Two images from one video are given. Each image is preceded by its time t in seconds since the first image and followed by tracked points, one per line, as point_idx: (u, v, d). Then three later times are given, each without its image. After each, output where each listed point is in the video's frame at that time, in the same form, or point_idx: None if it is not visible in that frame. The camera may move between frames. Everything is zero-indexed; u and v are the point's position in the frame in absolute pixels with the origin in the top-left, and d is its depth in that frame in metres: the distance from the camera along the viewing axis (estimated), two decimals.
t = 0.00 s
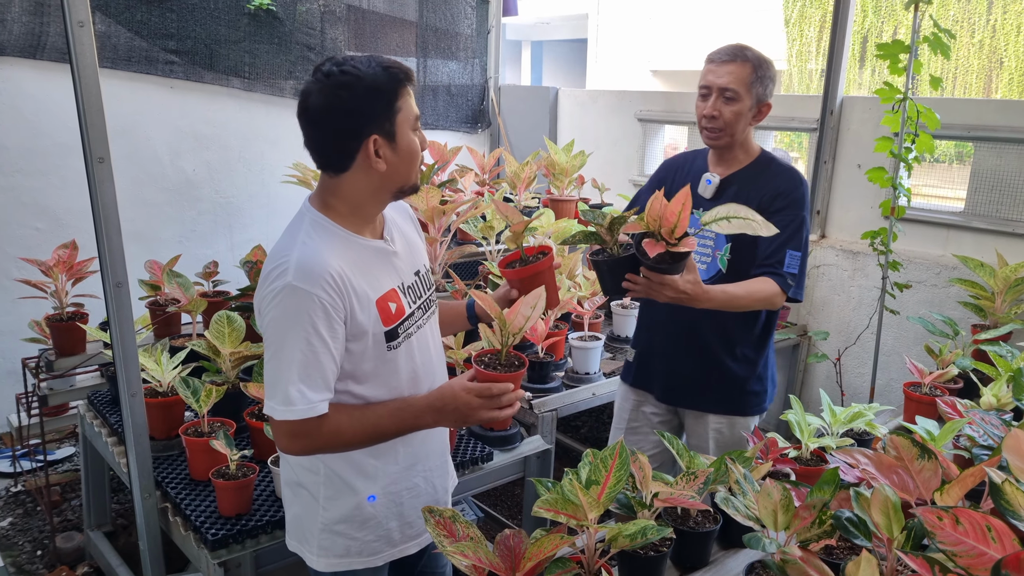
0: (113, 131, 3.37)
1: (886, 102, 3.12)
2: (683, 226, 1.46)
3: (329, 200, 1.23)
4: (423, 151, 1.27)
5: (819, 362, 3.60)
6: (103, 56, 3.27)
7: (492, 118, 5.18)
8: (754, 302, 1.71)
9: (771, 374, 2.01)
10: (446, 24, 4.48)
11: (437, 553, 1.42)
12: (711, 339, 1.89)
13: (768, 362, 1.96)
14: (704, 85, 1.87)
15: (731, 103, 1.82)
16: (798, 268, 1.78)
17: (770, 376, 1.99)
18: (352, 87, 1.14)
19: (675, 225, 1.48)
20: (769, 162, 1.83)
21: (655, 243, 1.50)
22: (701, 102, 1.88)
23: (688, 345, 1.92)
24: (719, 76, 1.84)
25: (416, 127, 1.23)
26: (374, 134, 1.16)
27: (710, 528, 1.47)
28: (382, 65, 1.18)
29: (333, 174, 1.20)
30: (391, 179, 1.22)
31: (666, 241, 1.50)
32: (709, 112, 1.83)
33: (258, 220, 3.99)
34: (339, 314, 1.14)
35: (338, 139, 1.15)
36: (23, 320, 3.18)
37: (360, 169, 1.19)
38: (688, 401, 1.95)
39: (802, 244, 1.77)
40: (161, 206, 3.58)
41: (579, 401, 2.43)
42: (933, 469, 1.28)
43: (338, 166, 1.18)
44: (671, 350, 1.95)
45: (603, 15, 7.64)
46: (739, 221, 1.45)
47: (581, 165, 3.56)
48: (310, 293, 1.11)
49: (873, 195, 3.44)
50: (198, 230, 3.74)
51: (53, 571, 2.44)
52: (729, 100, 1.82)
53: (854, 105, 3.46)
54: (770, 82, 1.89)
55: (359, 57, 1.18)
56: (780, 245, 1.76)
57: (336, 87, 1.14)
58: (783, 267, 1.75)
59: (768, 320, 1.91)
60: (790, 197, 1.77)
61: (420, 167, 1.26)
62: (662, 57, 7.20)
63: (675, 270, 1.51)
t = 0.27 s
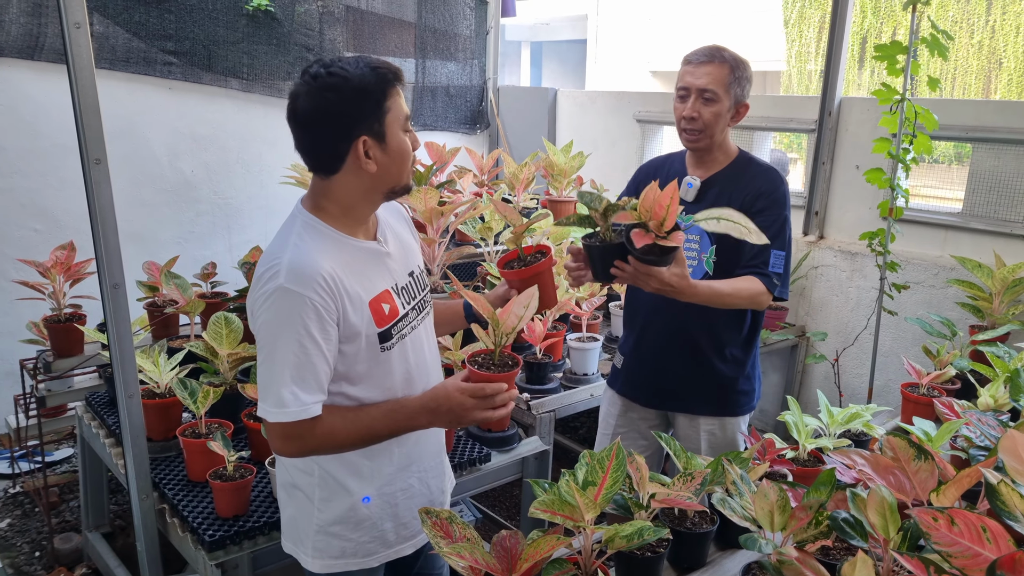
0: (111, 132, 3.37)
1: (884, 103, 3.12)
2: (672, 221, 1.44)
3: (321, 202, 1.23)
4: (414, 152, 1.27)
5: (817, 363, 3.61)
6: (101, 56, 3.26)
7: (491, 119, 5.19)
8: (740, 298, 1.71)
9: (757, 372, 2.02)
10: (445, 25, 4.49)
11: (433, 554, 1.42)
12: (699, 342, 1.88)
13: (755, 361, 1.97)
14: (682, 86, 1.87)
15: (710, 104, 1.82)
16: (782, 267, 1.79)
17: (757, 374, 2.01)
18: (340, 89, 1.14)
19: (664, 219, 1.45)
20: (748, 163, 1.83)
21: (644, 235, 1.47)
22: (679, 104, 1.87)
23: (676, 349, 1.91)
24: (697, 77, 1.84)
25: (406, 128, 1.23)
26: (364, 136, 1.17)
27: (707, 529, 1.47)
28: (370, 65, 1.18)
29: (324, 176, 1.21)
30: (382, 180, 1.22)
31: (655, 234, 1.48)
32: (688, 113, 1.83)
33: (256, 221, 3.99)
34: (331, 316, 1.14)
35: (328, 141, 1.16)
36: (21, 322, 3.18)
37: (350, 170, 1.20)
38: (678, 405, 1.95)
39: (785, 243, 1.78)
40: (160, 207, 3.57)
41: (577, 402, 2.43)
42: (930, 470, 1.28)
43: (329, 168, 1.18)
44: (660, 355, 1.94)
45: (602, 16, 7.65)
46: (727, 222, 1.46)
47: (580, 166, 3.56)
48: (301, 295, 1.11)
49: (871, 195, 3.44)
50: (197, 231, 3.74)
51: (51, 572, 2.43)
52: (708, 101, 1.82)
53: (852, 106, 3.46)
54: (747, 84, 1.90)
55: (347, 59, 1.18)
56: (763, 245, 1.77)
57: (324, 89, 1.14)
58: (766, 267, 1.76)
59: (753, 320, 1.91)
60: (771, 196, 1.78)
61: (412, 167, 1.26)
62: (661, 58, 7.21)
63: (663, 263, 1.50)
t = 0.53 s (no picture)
0: (110, 131, 3.37)
1: (883, 103, 3.12)
2: (647, 201, 1.45)
3: (315, 199, 1.23)
4: (410, 150, 1.27)
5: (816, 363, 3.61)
6: (99, 56, 3.26)
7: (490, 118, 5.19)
8: (725, 295, 1.69)
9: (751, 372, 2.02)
10: (444, 25, 4.50)
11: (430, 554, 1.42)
12: (692, 342, 1.88)
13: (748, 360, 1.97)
14: (672, 86, 1.86)
15: (701, 104, 1.81)
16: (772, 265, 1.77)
17: (751, 374, 2.00)
18: (334, 86, 1.14)
19: (640, 201, 1.46)
20: (739, 162, 1.84)
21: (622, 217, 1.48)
22: (670, 104, 1.86)
23: (669, 349, 1.91)
24: (686, 77, 1.83)
25: (402, 126, 1.23)
26: (357, 133, 1.16)
27: (705, 528, 1.47)
28: (365, 63, 1.18)
29: (318, 174, 1.20)
30: (376, 178, 1.22)
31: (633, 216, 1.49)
32: (678, 113, 1.82)
33: (256, 221, 3.99)
34: (324, 314, 1.14)
35: (322, 138, 1.15)
36: (19, 321, 3.18)
37: (345, 168, 1.19)
38: (672, 405, 1.94)
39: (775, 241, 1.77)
40: (159, 206, 3.57)
41: (575, 402, 2.43)
42: (928, 470, 1.28)
43: (323, 165, 1.18)
44: (653, 355, 1.94)
45: (602, 16, 7.65)
46: (703, 211, 1.38)
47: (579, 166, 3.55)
48: (293, 293, 1.10)
49: (870, 195, 3.44)
50: (196, 230, 3.74)
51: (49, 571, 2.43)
52: (698, 101, 1.81)
53: (851, 106, 3.46)
54: (738, 83, 1.88)
55: (342, 56, 1.18)
56: (752, 241, 1.76)
57: (318, 86, 1.14)
58: (755, 265, 1.75)
59: (746, 319, 1.91)
60: (762, 192, 1.78)
61: (407, 165, 1.25)
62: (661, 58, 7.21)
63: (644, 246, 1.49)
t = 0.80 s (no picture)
0: (110, 130, 3.36)
1: (884, 104, 3.12)
2: (650, 201, 1.43)
3: (312, 200, 1.22)
4: (408, 151, 1.26)
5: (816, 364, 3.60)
6: (98, 55, 3.25)
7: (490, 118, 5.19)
8: (733, 299, 1.68)
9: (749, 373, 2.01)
10: (444, 25, 4.50)
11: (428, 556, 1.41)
12: (689, 344, 1.87)
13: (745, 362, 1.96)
14: (669, 88, 1.86)
15: (697, 105, 1.81)
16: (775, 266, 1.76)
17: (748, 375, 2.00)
18: (332, 86, 1.14)
19: (643, 203, 1.43)
20: (736, 163, 1.83)
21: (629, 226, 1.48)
22: (667, 106, 1.86)
23: (665, 350, 1.91)
24: (682, 79, 1.83)
25: (399, 127, 1.22)
26: (355, 134, 1.16)
27: (704, 531, 1.47)
28: (363, 63, 1.17)
29: (315, 174, 1.20)
30: (373, 179, 1.22)
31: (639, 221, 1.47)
32: (674, 115, 1.82)
33: (255, 221, 3.99)
34: (319, 316, 1.14)
35: (319, 138, 1.15)
36: (18, 321, 3.17)
37: (342, 169, 1.19)
38: (668, 406, 1.94)
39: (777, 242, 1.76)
40: (158, 206, 3.57)
41: (574, 403, 2.42)
42: (928, 472, 1.28)
43: (320, 165, 1.18)
44: (649, 356, 1.93)
45: (602, 17, 7.65)
46: (701, 188, 1.42)
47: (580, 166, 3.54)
48: (288, 294, 1.10)
49: (870, 196, 3.43)
50: (195, 230, 3.74)
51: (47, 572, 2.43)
52: (694, 102, 1.81)
53: (852, 107, 3.46)
54: (735, 84, 1.88)
55: (340, 56, 1.17)
56: (755, 242, 1.75)
57: (316, 86, 1.14)
58: (759, 266, 1.74)
59: (742, 320, 1.91)
60: (763, 193, 1.78)
61: (404, 167, 1.25)
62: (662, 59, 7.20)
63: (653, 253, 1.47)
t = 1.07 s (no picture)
0: (109, 133, 3.36)
1: (882, 105, 3.12)
2: (676, 230, 1.40)
3: (311, 204, 1.22)
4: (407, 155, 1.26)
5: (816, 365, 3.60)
6: (97, 59, 3.25)
7: (489, 120, 5.19)
8: (745, 310, 1.69)
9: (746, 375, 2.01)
10: (443, 27, 4.51)
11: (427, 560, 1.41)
12: (685, 345, 1.87)
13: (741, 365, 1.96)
14: (662, 92, 1.86)
15: (690, 109, 1.81)
16: (778, 272, 1.78)
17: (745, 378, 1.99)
18: (331, 90, 1.14)
19: (667, 231, 1.41)
20: (733, 166, 1.83)
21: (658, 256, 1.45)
22: (661, 110, 1.87)
23: (662, 352, 1.91)
24: (675, 83, 1.84)
25: (398, 130, 1.22)
26: (355, 137, 1.16)
27: (704, 533, 1.46)
28: (362, 67, 1.18)
29: (314, 178, 1.20)
30: (373, 182, 1.22)
31: (668, 250, 1.44)
32: (668, 119, 1.82)
33: (255, 223, 3.99)
34: (318, 321, 1.14)
35: (319, 143, 1.15)
36: (17, 325, 3.17)
37: (342, 173, 1.19)
38: (665, 408, 1.94)
39: (777, 246, 1.77)
40: (157, 209, 3.56)
41: (574, 405, 2.42)
42: (927, 474, 1.27)
43: (319, 169, 1.17)
44: (645, 357, 1.93)
45: (601, 19, 7.66)
46: (718, 204, 1.45)
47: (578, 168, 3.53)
48: (288, 299, 1.10)
49: (869, 198, 3.44)
50: (194, 233, 3.74)
51: None
52: (688, 106, 1.81)
53: (850, 108, 3.46)
54: (730, 85, 1.88)
55: (339, 60, 1.17)
56: (756, 248, 1.75)
57: (315, 90, 1.14)
58: (763, 274, 1.75)
59: (740, 323, 1.91)
60: (761, 197, 1.78)
61: (403, 170, 1.25)
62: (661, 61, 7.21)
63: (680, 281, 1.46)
